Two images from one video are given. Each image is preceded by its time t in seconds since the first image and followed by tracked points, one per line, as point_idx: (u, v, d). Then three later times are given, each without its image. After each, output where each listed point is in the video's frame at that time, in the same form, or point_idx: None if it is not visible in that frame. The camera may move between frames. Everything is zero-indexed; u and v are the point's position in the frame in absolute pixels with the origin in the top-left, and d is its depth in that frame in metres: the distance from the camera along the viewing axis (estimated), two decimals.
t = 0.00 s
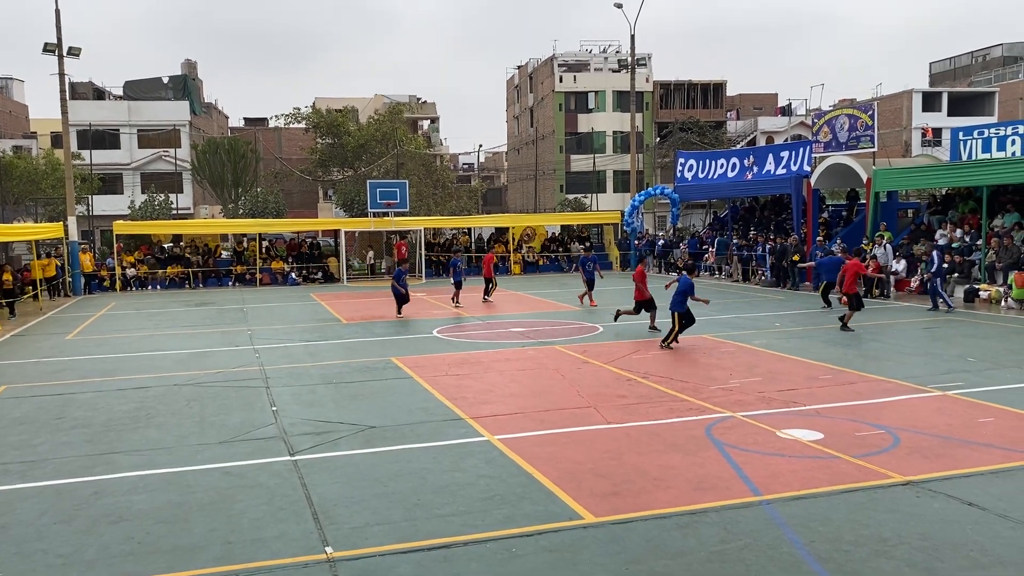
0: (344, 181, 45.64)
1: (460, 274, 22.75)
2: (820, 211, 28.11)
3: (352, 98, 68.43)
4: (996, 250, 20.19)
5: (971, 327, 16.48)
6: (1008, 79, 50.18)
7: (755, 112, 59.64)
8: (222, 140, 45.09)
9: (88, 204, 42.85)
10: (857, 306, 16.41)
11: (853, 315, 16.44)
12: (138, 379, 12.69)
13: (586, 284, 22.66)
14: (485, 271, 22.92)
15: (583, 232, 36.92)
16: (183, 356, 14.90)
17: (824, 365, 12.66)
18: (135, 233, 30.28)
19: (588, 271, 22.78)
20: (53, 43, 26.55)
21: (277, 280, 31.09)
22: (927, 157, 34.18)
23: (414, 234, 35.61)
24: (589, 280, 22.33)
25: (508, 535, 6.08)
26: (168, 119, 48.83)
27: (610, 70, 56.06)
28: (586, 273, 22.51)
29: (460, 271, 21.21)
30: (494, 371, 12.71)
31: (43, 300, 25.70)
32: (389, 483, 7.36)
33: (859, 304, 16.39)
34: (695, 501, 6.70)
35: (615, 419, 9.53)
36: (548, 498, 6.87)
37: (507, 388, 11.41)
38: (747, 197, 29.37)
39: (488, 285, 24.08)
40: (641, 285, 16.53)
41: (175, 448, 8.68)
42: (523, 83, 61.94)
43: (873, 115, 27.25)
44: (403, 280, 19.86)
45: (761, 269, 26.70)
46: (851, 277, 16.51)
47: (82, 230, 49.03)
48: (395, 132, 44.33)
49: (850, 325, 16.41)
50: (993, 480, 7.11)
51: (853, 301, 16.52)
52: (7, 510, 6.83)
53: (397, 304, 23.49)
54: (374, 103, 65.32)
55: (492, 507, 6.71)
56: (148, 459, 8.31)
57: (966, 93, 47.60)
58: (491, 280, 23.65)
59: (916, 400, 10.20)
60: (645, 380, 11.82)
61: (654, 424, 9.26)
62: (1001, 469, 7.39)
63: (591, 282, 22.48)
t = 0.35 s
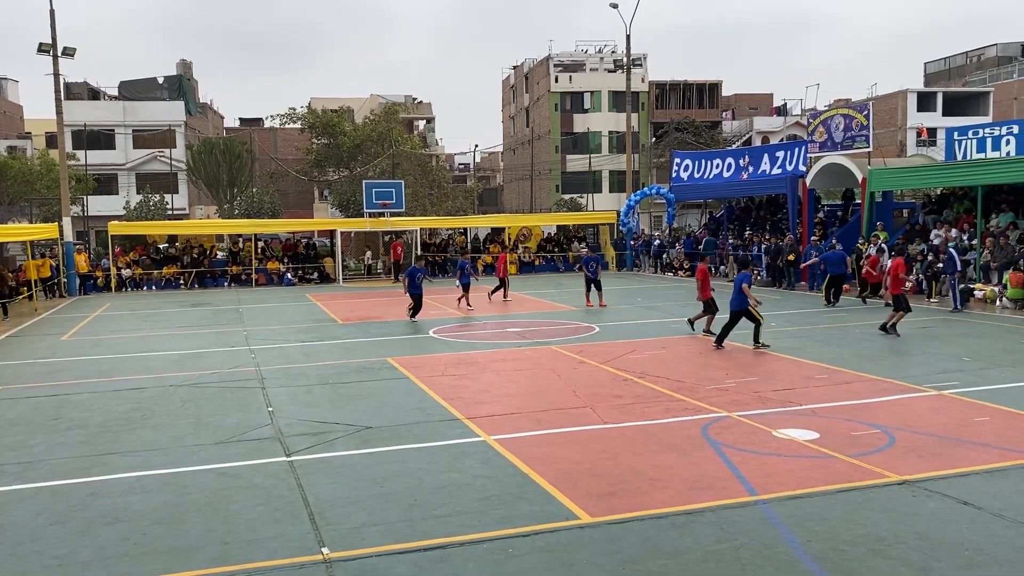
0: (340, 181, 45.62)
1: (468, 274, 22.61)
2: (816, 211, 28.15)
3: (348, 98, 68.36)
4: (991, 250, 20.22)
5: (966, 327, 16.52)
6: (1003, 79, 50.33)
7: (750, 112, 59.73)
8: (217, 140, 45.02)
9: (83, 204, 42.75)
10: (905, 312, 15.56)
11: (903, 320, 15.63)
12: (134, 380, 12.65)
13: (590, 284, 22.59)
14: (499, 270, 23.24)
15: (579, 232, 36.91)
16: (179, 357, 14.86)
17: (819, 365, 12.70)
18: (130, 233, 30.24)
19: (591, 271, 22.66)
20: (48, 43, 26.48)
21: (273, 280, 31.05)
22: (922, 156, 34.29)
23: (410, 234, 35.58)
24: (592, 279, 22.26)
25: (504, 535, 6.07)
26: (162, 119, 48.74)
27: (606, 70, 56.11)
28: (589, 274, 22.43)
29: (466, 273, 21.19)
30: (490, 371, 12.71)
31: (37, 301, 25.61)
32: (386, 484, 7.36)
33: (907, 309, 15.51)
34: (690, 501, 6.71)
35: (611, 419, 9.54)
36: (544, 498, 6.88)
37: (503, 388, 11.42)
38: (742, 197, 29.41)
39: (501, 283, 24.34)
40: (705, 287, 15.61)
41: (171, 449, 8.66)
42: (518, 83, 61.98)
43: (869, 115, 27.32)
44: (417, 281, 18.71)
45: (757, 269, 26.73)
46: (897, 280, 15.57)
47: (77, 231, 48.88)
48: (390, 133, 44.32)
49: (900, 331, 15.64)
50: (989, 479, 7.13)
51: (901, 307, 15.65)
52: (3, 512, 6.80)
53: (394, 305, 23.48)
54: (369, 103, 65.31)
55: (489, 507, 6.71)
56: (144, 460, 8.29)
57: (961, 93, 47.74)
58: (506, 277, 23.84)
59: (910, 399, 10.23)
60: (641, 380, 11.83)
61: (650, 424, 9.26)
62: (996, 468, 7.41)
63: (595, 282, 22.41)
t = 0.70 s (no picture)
0: (337, 181, 45.60)
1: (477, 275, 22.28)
2: (811, 211, 28.17)
3: (344, 98, 68.31)
4: (987, 249, 20.32)
5: (962, 326, 16.55)
6: (999, 79, 50.48)
7: (747, 112, 59.80)
8: (213, 140, 44.93)
9: (79, 205, 42.70)
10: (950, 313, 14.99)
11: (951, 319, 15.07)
12: (131, 381, 12.62)
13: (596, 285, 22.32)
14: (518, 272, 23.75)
15: (575, 232, 36.94)
16: (175, 357, 14.84)
17: (815, 364, 12.72)
18: (126, 233, 30.22)
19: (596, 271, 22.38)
20: (43, 43, 26.43)
21: (269, 280, 31.02)
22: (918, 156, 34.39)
23: (407, 234, 35.59)
24: (597, 281, 21.82)
25: (501, 536, 6.07)
26: (158, 119, 48.71)
27: (602, 70, 56.22)
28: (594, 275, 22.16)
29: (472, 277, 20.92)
30: (487, 372, 12.71)
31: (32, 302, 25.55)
32: (382, 484, 7.36)
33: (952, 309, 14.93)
34: (687, 501, 6.71)
35: (607, 419, 9.54)
36: (541, 498, 6.88)
37: (500, 388, 11.41)
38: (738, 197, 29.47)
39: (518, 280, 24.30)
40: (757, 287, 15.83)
41: (167, 450, 8.65)
42: (515, 83, 62.03)
43: (864, 115, 27.37)
44: (440, 279, 17.84)
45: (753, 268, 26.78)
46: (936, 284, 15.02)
47: (73, 231, 48.76)
48: (387, 133, 44.32)
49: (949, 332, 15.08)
50: (984, 479, 7.15)
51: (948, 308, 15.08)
52: None
53: (390, 305, 23.48)
54: (366, 103, 65.30)
55: (485, 507, 6.71)
56: (140, 460, 8.28)
57: (957, 92, 47.87)
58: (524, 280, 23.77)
59: (906, 399, 10.25)
60: (638, 379, 11.85)
61: (647, 424, 9.27)
62: (991, 467, 7.44)
63: (599, 283, 22.11)
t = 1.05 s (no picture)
0: (334, 181, 45.55)
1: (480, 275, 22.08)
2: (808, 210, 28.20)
3: (342, 98, 68.24)
4: (984, 249, 20.37)
5: (959, 325, 16.57)
6: (995, 78, 50.57)
7: (744, 111, 59.82)
8: (210, 140, 44.83)
9: (75, 205, 42.60)
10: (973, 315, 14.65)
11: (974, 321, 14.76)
12: (128, 381, 12.60)
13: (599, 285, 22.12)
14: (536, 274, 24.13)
15: (572, 232, 36.93)
16: (172, 357, 14.80)
17: (812, 364, 12.74)
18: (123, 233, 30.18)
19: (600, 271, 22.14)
20: (39, 43, 26.38)
21: (266, 280, 30.97)
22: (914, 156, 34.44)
23: (404, 234, 35.58)
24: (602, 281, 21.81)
25: (498, 535, 6.07)
26: (155, 119, 48.60)
27: (599, 69, 56.27)
28: (597, 275, 21.97)
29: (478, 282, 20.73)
30: (484, 371, 12.69)
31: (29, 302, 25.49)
32: (379, 484, 7.35)
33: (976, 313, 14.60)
34: (684, 500, 6.71)
35: (605, 419, 9.53)
36: (538, 498, 6.86)
37: (497, 388, 11.40)
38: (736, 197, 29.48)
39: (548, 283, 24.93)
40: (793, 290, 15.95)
41: (163, 450, 8.63)
42: (512, 83, 62.00)
43: (861, 114, 27.38)
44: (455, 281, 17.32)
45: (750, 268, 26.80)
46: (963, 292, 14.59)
47: (70, 231, 48.60)
48: (384, 132, 44.26)
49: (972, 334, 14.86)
50: (981, 478, 7.16)
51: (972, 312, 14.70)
52: None
53: (388, 305, 23.46)
54: (363, 103, 65.23)
55: (482, 507, 6.70)
56: (137, 461, 8.26)
57: (954, 92, 47.93)
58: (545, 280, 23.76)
59: (904, 398, 10.26)
60: (635, 379, 11.84)
61: (644, 424, 9.26)
62: (987, 466, 7.45)
63: (603, 284, 21.95)
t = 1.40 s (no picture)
0: (332, 181, 45.56)
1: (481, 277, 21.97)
2: (806, 210, 28.21)
3: (340, 98, 68.23)
4: (981, 248, 20.35)
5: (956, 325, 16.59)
6: (993, 78, 50.61)
7: (741, 111, 59.86)
8: (208, 140, 44.79)
9: (73, 205, 42.59)
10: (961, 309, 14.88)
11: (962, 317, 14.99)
12: (126, 381, 12.60)
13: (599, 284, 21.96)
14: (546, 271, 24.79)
15: (570, 232, 36.94)
16: (170, 357, 14.81)
17: (810, 363, 12.75)
18: (121, 233, 30.19)
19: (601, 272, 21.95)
20: (37, 43, 26.35)
21: (264, 280, 30.95)
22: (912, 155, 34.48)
23: (403, 234, 35.60)
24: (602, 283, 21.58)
25: (495, 535, 6.07)
26: (153, 119, 48.56)
27: (597, 69, 56.40)
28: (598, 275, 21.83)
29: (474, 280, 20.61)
30: (482, 371, 12.70)
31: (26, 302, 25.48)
32: (377, 484, 7.35)
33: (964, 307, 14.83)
34: (682, 500, 6.72)
35: (603, 418, 9.54)
36: (537, 498, 6.87)
37: (495, 388, 11.40)
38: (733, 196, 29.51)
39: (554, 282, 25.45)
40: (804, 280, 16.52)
41: (161, 449, 8.63)
42: (510, 83, 62.01)
43: (858, 114, 27.40)
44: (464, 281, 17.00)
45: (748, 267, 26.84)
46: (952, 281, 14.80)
47: (68, 232, 48.56)
48: (382, 132, 44.25)
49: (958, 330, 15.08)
50: (979, 477, 7.17)
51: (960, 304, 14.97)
52: None
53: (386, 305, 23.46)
54: (360, 103, 65.23)
55: (480, 507, 6.70)
56: (134, 461, 8.27)
57: (951, 92, 47.99)
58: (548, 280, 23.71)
59: (902, 397, 10.27)
60: (633, 379, 11.85)
61: (643, 423, 9.27)
62: (985, 466, 7.45)
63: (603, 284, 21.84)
